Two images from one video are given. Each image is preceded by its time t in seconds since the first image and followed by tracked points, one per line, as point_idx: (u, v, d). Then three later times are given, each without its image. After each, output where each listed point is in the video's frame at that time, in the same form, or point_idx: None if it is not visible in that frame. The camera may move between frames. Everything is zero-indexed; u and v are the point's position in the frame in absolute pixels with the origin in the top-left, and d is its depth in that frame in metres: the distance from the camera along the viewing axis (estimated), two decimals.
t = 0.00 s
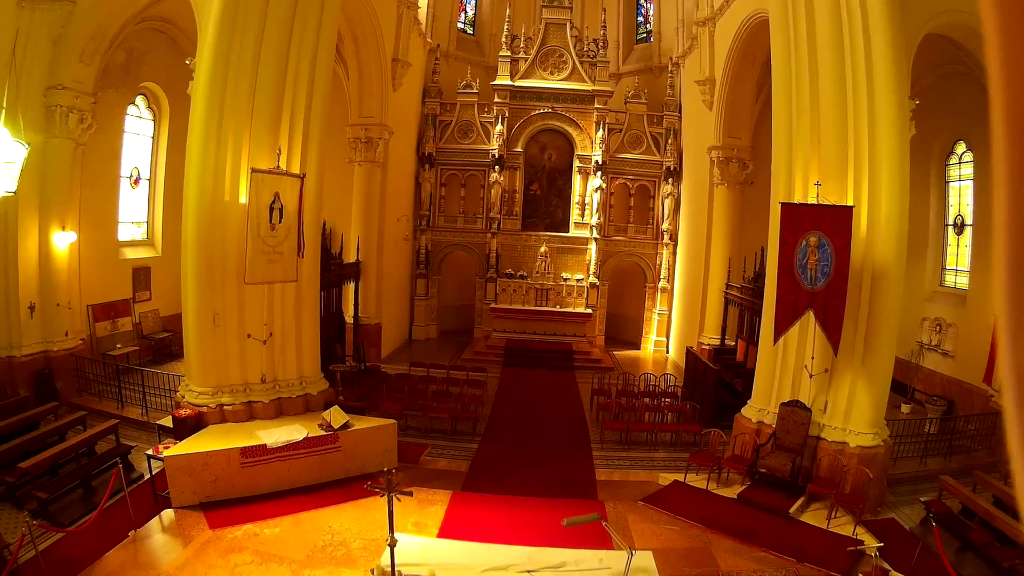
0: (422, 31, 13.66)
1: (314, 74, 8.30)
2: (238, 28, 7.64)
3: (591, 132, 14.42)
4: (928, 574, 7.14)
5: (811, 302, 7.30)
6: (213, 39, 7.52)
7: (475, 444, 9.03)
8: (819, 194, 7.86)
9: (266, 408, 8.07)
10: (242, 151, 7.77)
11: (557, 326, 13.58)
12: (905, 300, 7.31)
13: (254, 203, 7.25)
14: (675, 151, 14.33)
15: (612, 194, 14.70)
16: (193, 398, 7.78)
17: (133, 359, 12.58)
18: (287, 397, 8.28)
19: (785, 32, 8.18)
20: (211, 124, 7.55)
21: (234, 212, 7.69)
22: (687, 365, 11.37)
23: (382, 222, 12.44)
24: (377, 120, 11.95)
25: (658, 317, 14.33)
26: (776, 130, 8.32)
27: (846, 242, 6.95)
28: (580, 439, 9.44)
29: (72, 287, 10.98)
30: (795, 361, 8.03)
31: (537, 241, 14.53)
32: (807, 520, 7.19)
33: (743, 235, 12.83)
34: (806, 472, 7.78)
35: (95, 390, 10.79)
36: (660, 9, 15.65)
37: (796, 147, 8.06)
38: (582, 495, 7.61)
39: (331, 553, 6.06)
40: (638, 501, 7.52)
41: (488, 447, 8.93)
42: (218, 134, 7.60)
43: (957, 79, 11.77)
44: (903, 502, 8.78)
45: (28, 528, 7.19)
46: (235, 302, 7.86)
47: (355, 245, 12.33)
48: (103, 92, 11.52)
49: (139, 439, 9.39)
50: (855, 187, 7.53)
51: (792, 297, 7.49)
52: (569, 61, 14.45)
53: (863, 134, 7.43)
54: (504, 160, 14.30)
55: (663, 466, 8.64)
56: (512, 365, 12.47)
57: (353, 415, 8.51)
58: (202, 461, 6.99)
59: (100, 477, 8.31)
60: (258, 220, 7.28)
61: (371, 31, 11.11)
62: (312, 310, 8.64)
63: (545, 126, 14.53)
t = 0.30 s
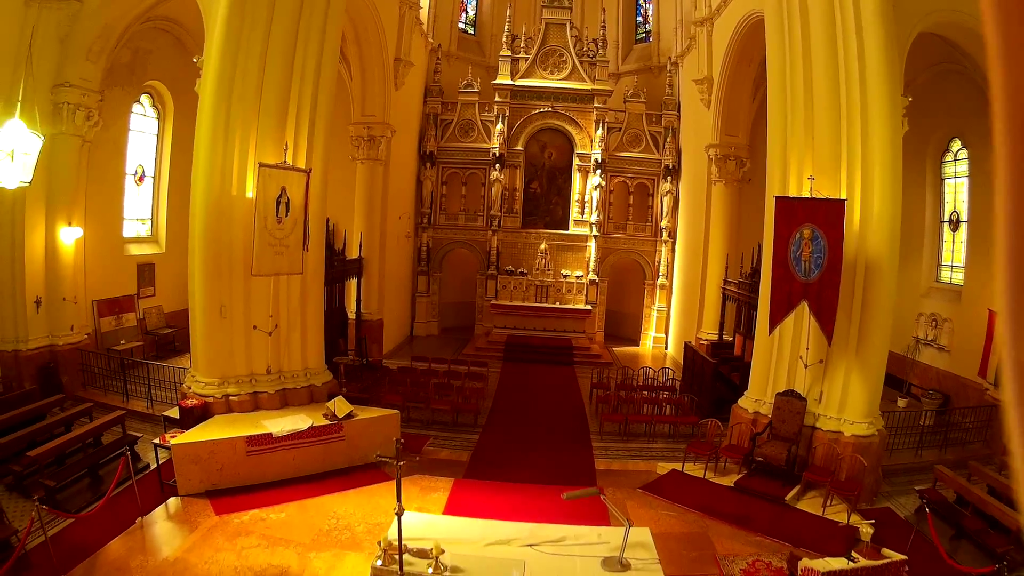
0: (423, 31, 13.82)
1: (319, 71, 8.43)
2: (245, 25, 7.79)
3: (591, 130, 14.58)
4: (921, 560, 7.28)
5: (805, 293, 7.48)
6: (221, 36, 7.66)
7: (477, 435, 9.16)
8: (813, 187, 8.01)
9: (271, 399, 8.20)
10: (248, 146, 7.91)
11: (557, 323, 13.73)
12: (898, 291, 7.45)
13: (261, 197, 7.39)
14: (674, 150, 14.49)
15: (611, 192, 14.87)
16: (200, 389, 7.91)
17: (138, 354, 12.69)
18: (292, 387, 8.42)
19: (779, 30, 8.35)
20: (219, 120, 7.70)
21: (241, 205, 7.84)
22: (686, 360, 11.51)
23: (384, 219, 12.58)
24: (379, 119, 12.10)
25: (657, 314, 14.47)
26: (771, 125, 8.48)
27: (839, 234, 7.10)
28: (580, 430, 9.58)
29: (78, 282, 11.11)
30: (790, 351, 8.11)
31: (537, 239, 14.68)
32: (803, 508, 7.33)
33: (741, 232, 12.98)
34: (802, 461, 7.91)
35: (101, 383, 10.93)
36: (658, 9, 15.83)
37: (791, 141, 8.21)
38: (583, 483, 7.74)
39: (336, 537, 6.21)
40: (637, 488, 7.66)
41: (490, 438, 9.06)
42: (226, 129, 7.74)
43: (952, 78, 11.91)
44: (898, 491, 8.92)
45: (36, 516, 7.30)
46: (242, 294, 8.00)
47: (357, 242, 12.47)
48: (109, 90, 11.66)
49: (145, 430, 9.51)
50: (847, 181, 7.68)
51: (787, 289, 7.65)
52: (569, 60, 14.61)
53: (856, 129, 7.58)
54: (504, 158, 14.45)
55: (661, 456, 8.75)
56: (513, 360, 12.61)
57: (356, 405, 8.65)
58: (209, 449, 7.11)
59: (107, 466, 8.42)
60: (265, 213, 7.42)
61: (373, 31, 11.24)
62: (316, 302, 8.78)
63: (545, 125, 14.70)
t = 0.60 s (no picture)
0: (423, 30, 13.98)
1: (322, 66, 8.57)
2: (250, 22, 7.93)
3: (590, 129, 14.75)
4: (914, 547, 7.42)
5: (799, 284, 7.65)
6: (227, 32, 7.81)
7: (477, 427, 9.28)
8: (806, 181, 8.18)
9: (274, 389, 8.32)
10: (253, 140, 8.06)
11: (556, 319, 13.86)
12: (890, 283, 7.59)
13: (267, 190, 7.53)
14: (672, 148, 14.66)
15: (610, 190, 15.03)
16: (204, 378, 8.02)
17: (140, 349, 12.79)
18: (295, 378, 8.55)
19: (774, 27, 8.52)
20: (225, 114, 7.84)
21: (247, 198, 7.98)
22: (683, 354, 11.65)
23: (385, 216, 12.73)
24: (380, 116, 12.23)
25: (655, 311, 14.61)
26: (766, 121, 8.65)
27: (831, 226, 7.27)
28: (578, 421, 9.72)
29: (81, 276, 11.23)
30: (786, 342, 8.28)
31: (536, 236, 14.83)
32: (798, 495, 7.46)
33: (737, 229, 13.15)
34: (797, 450, 8.05)
35: (104, 377, 11.04)
36: (656, 10, 16.02)
37: (785, 136, 8.39)
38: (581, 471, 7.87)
39: (339, 521, 6.33)
40: (634, 477, 7.80)
41: (490, 429, 9.19)
42: (232, 123, 7.88)
43: (945, 77, 12.09)
44: (893, 482, 9.03)
45: (41, 504, 7.40)
46: (246, 285, 8.13)
47: (358, 238, 12.61)
48: (114, 87, 11.78)
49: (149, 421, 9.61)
50: (840, 175, 7.84)
51: (781, 280, 7.82)
52: (568, 59, 14.79)
53: (849, 124, 7.74)
54: (504, 156, 14.60)
55: (659, 447, 8.89)
56: (512, 355, 12.74)
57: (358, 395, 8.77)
58: (214, 437, 7.23)
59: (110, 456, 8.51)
60: (270, 205, 7.56)
61: (376, 29, 11.38)
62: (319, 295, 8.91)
63: (544, 124, 14.87)
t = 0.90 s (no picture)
0: (425, 27, 14.13)
1: (327, 60, 8.72)
2: (256, 16, 8.07)
3: (590, 125, 14.90)
4: (908, 531, 7.57)
5: (794, 273, 7.82)
6: (234, 26, 7.96)
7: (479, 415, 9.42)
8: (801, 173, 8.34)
9: (280, 377, 8.47)
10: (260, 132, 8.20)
11: (556, 313, 14.00)
12: (883, 273, 7.74)
13: (274, 181, 7.68)
14: (671, 144, 14.80)
15: (609, 185, 15.18)
16: (211, 367, 8.16)
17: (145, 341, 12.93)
18: (301, 366, 8.70)
19: (770, 22, 8.68)
20: (232, 107, 7.98)
21: (253, 190, 8.12)
22: (682, 346, 11.81)
23: (387, 211, 12.88)
24: (383, 112, 12.36)
25: (654, 305, 14.77)
26: (762, 114, 8.81)
27: (825, 216, 7.43)
28: (578, 411, 9.88)
29: (87, 269, 11.36)
30: (782, 332, 8.44)
31: (536, 231, 14.98)
32: (795, 481, 7.60)
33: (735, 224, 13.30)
34: (793, 437, 8.20)
35: (109, 368, 11.18)
36: (655, 7, 16.17)
37: (781, 129, 8.56)
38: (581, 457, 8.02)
39: (345, 502, 6.47)
40: (633, 463, 7.95)
41: (491, 417, 9.33)
42: (239, 116, 8.03)
43: (941, 73, 12.23)
44: (889, 470, 9.17)
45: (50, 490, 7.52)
46: (253, 275, 8.27)
47: (361, 232, 12.75)
48: (119, 83, 11.92)
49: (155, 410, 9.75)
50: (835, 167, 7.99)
51: (777, 270, 7.99)
52: (568, 56, 14.96)
53: (843, 117, 7.88)
54: (504, 152, 14.74)
55: (658, 435, 9.04)
56: (513, 348, 12.90)
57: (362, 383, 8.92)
58: (221, 423, 7.37)
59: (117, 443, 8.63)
60: (277, 196, 7.70)
61: (378, 25, 11.52)
62: (324, 285, 9.06)
63: (544, 120, 15.03)
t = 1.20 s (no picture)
0: (427, 26, 14.30)
1: (332, 55, 8.86)
2: (262, 13, 8.21)
3: (590, 124, 15.07)
4: (904, 517, 7.69)
5: (789, 264, 8.01)
6: (241, 23, 8.12)
7: (481, 406, 9.55)
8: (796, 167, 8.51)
9: (285, 367, 8.62)
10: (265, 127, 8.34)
11: (556, 309, 14.11)
12: (877, 265, 7.90)
13: (281, 174, 7.82)
14: (670, 142, 14.97)
15: (609, 183, 15.35)
16: (218, 357, 8.28)
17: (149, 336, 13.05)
18: (306, 356, 8.85)
19: (765, 20, 8.85)
20: (241, 102, 8.13)
21: (261, 183, 8.27)
22: (681, 340, 11.95)
23: (389, 207, 13.04)
24: (386, 110, 12.51)
25: (653, 301, 14.91)
26: (759, 111, 9.00)
27: (819, 209, 7.60)
28: (579, 402, 10.02)
29: (93, 263, 11.49)
30: (779, 323, 8.56)
31: (537, 228, 15.16)
32: (792, 469, 7.72)
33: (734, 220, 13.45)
34: (790, 427, 8.33)
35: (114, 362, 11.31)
36: (655, 7, 16.37)
37: (776, 124, 8.73)
38: (582, 445, 8.15)
39: (350, 486, 6.60)
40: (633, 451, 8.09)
41: (493, 408, 9.47)
42: (247, 111, 8.17)
43: (936, 71, 12.39)
44: (885, 459, 9.30)
45: (58, 477, 7.64)
46: (259, 267, 8.41)
47: (363, 229, 12.90)
48: (125, 80, 12.07)
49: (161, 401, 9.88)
50: (828, 161, 8.15)
51: (773, 261, 8.18)
52: (568, 56, 15.16)
53: (837, 112, 8.03)
54: (506, 150, 14.91)
55: (658, 425, 9.17)
56: (514, 343, 13.04)
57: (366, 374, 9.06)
58: (228, 411, 7.49)
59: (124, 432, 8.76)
60: (285, 189, 7.86)
61: (381, 24, 11.67)
62: (328, 277, 9.20)
63: (545, 118, 15.20)
